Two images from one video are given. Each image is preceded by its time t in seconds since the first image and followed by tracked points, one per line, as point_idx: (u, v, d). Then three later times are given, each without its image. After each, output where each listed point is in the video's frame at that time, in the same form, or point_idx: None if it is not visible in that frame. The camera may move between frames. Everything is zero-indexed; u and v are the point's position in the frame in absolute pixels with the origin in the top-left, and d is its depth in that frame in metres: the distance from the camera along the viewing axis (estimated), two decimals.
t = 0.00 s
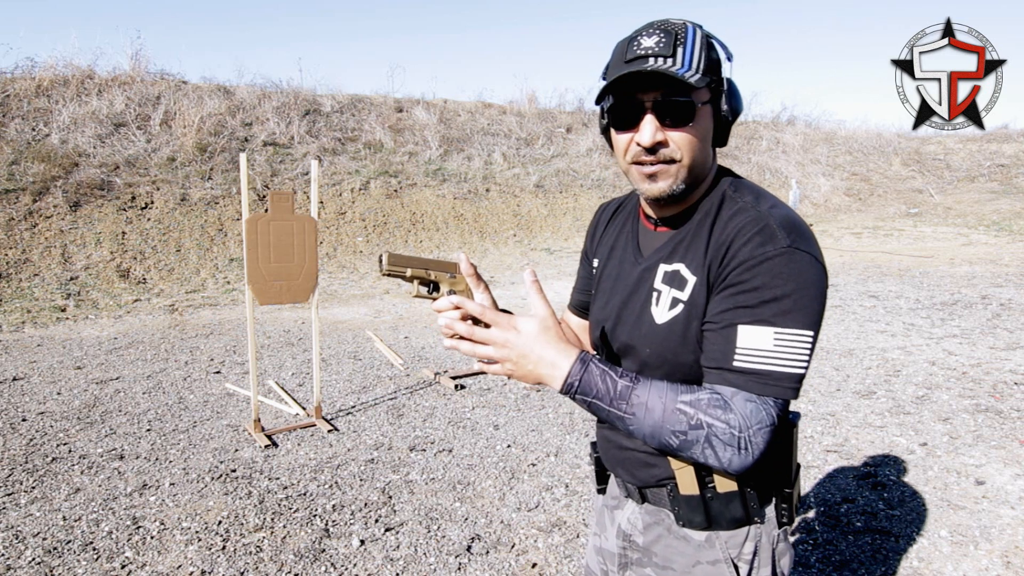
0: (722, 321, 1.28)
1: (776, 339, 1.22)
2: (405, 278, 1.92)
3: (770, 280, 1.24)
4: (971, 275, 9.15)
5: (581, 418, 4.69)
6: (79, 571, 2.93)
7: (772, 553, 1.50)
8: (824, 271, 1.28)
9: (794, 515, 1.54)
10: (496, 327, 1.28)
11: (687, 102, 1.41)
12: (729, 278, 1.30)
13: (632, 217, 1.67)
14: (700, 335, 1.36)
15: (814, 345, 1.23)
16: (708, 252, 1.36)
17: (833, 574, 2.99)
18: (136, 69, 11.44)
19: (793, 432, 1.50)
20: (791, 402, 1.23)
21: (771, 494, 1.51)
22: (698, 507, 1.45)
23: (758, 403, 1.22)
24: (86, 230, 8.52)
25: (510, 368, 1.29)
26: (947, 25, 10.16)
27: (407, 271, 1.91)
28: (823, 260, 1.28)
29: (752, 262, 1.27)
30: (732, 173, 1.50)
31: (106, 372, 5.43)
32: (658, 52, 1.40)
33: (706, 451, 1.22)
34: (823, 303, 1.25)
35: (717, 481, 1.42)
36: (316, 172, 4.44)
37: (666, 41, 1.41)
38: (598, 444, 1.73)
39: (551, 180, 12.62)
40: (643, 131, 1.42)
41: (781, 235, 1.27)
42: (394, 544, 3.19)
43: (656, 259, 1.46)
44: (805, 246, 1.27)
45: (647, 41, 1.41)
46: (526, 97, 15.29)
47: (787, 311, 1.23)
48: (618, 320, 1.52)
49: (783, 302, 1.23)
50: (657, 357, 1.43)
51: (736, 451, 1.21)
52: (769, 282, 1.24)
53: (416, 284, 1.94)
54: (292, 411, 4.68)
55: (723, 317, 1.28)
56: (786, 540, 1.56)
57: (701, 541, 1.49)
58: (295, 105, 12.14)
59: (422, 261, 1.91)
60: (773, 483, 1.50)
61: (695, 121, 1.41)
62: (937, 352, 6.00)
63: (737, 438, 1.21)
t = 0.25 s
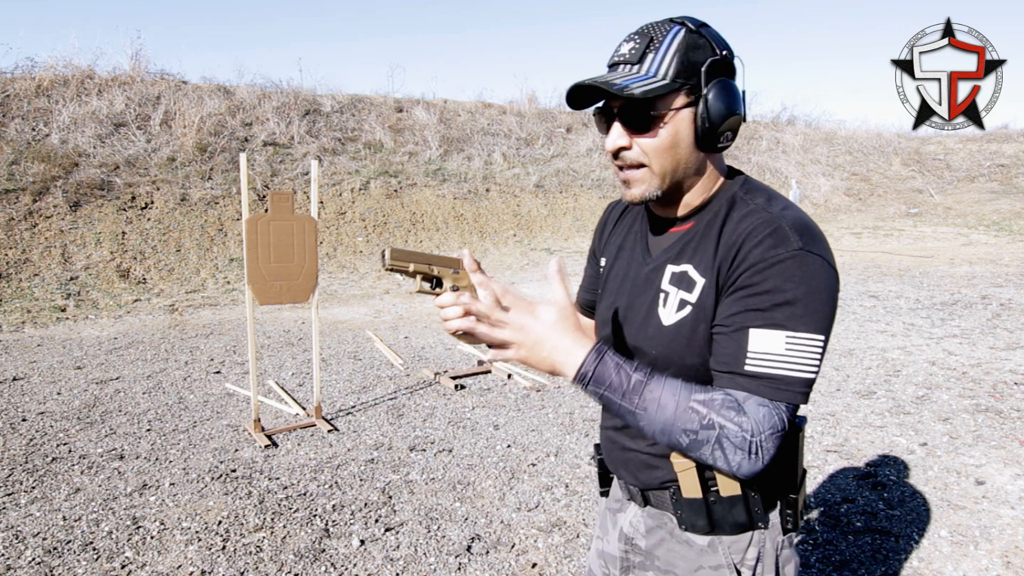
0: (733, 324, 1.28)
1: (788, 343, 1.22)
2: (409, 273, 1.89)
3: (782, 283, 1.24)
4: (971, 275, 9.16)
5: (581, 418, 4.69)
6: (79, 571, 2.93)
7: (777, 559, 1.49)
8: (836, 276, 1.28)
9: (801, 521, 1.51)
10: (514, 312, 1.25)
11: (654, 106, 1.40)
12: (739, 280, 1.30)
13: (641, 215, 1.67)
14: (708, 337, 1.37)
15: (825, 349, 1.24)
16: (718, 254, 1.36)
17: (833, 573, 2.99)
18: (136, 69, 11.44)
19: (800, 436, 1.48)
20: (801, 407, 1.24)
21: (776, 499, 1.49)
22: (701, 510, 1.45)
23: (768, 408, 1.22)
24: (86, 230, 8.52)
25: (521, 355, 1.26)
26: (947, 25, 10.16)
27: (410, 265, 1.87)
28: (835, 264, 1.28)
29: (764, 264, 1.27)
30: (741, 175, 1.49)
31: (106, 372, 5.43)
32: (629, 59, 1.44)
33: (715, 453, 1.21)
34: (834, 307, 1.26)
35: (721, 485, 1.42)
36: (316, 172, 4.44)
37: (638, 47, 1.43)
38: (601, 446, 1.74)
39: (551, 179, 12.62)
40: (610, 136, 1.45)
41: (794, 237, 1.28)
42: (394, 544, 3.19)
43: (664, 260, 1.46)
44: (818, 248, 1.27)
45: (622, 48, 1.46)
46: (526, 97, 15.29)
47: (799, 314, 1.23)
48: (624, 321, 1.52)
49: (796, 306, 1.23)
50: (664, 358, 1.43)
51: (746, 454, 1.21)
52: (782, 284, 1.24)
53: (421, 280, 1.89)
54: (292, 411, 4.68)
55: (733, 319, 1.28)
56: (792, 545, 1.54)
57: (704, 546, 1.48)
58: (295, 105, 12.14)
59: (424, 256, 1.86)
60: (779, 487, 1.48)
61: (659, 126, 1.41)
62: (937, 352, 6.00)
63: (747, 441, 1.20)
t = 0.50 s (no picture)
0: (734, 329, 1.28)
1: (790, 350, 1.22)
2: (415, 272, 1.88)
3: (784, 288, 1.25)
4: (971, 275, 9.16)
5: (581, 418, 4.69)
6: (79, 571, 2.93)
7: (781, 565, 1.48)
8: (842, 280, 1.27)
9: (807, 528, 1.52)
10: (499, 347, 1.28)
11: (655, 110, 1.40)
12: (742, 284, 1.30)
13: (648, 216, 1.67)
14: (711, 342, 1.37)
15: (828, 356, 1.24)
16: (721, 259, 1.36)
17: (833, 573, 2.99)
18: (136, 69, 11.44)
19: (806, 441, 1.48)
20: (802, 415, 1.24)
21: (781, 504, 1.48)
22: (703, 514, 1.46)
23: (768, 415, 1.22)
24: (86, 230, 8.52)
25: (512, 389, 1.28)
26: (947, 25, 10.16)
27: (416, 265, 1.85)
28: (840, 268, 1.28)
29: (766, 269, 1.27)
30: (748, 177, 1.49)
31: (106, 372, 5.43)
32: (633, 61, 1.44)
33: (711, 465, 1.22)
34: (839, 313, 1.25)
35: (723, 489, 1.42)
36: (316, 172, 4.44)
37: (642, 49, 1.43)
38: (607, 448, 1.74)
39: (551, 180, 12.62)
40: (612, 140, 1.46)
41: (797, 241, 1.27)
42: (394, 544, 3.19)
43: (669, 262, 1.46)
44: (820, 252, 1.27)
45: (627, 50, 1.46)
46: (526, 97, 15.29)
47: (800, 320, 1.23)
48: (629, 323, 1.53)
49: (797, 311, 1.23)
50: (667, 361, 1.43)
51: (743, 464, 1.21)
52: (783, 289, 1.25)
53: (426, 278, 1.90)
54: (292, 411, 4.68)
55: (735, 324, 1.28)
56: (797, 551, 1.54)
57: (707, 550, 1.48)
58: (295, 105, 12.14)
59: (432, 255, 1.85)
60: (783, 491, 1.47)
61: (661, 129, 1.41)
62: (937, 352, 6.00)
63: (743, 450, 1.20)
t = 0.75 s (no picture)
0: (736, 338, 1.28)
1: (791, 360, 1.22)
2: (419, 272, 1.90)
3: (787, 297, 1.24)
4: (971, 275, 9.16)
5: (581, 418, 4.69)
6: (79, 571, 2.93)
7: (783, 569, 1.48)
8: (846, 287, 1.26)
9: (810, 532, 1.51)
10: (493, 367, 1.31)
11: (671, 106, 1.39)
12: (744, 291, 1.30)
13: (655, 216, 1.67)
14: (712, 347, 1.37)
15: (831, 365, 1.23)
16: (724, 265, 1.36)
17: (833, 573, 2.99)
18: (136, 69, 11.44)
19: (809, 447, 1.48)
20: (803, 425, 1.24)
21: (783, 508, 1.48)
22: (702, 516, 1.46)
23: (768, 426, 1.23)
24: (86, 230, 8.52)
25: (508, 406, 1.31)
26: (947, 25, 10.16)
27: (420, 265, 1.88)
28: (845, 276, 1.27)
29: (769, 277, 1.26)
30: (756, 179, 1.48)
31: (106, 372, 5.43)
32: (651, 53, 1.41)
33: (711, 475, 1.24)
34: (843, 320, 1.25)
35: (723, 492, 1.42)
36: (316, 172, 4.43)
37: (661, 42, 1.41)
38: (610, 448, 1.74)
39: (551, 180, 12.62)
40: (626, 134, 1.45)
41: (801, 248, 1.27)
42: (394, 544, 3.19)
43: (674, 265, 1.46)
44: (826, 259, 1.26)
45: (645, 42, 1.43)
46: (526, 97, 15.29)
47: (802, 329, 1.23)
48: (633, 323, 1.53)
49: (800, 320, 1.22)
50: (671, 365, 1.44)
51: (742, 474, 1.22)
52: (786, 298, 1.24)
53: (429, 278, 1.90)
54: (292, 411, 4.68)
55: (737, 332, 1.28)
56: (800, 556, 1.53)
57: (706, 553, 1.48)
58: (295, 105, 12.13)
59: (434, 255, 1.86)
60: (784, 496, 1.47)
61: (676, 126, 1.39)
62: (937, 352, 6.00)
63: (741, 461, 1.22)
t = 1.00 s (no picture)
0: (735, 328, 1.28)
1: (786, 352, 1.21)
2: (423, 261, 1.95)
3: (787, 289, 1.24)
4: (971, 275, 9.16)
5: (581, 418, 4.69)
6: (79, 571, 2.93)
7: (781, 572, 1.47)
8: (848, 289, 1.26)
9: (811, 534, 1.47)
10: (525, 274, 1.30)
11: (715, 101, 1.37)
12: (744, 283, 1.31)
13: (657, 213, 1.68)
14: (710, 340, 1.38)
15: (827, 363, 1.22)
16: (725, 257, 1.37)
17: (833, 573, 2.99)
18: (136, 69, 11.43)
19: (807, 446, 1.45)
20: (796, 420, 1.21)
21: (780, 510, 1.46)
22: (700, 518, 1.46)
23: (764, 417, 1.20)
24: (86, 230, 8.52)
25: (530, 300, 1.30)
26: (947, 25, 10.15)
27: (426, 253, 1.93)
28: (847, 277, 1.26)
29: (769, 270, 1.27)
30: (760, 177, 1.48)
31: (106, 373, 5.43)
32: (685, 46, 1.36)
33: (699, 451, 1.20)
34: (843, 321, 1.24)
35: (721, 495, 1.42)
36: (317, 171, 4.43)
37: (692, 35, 1.36)
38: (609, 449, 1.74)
39: (551, 180, 12.62)
40: (665, 131, 1.40)
41: (804, 243, 1.26)
42: (394, 544, 3.19)
43: (674, 259, 1.47)
44: (830, 258, 1.25)
45: (674, 35, 1.37)
46: (526, 97, 15.29)
47: (802, 325, 1.22)
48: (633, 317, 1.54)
49: (799, 314, 1.22)
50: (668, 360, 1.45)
51: (731, 460, 1.18)
52: (786, 291, 1.24)
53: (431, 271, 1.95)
54: (292, 411, 4.68)
55: (737, 324, 1.28)
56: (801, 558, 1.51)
57: (705, 555, 1.49)
58: (295, 105, 12.13)
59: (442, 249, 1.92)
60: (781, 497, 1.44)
61: (720, 120, 1.38)
62: (937, 352, 6.01)
63: (733, 446, 1.18)
